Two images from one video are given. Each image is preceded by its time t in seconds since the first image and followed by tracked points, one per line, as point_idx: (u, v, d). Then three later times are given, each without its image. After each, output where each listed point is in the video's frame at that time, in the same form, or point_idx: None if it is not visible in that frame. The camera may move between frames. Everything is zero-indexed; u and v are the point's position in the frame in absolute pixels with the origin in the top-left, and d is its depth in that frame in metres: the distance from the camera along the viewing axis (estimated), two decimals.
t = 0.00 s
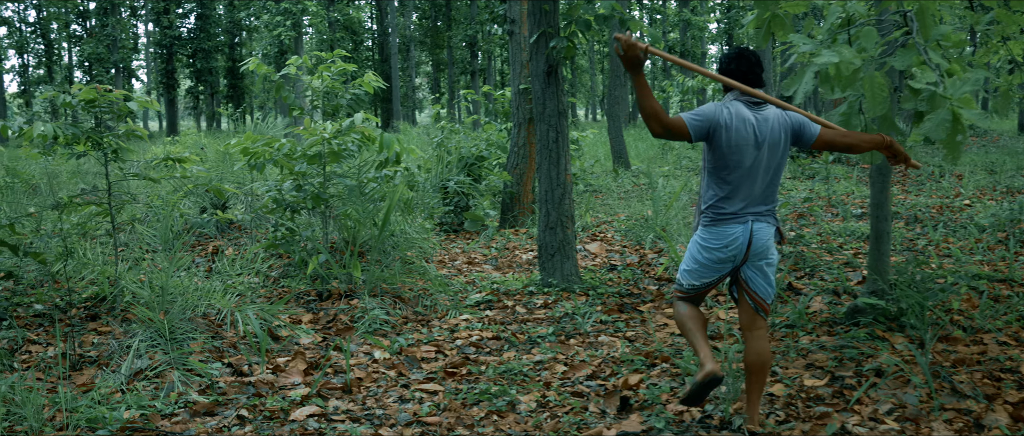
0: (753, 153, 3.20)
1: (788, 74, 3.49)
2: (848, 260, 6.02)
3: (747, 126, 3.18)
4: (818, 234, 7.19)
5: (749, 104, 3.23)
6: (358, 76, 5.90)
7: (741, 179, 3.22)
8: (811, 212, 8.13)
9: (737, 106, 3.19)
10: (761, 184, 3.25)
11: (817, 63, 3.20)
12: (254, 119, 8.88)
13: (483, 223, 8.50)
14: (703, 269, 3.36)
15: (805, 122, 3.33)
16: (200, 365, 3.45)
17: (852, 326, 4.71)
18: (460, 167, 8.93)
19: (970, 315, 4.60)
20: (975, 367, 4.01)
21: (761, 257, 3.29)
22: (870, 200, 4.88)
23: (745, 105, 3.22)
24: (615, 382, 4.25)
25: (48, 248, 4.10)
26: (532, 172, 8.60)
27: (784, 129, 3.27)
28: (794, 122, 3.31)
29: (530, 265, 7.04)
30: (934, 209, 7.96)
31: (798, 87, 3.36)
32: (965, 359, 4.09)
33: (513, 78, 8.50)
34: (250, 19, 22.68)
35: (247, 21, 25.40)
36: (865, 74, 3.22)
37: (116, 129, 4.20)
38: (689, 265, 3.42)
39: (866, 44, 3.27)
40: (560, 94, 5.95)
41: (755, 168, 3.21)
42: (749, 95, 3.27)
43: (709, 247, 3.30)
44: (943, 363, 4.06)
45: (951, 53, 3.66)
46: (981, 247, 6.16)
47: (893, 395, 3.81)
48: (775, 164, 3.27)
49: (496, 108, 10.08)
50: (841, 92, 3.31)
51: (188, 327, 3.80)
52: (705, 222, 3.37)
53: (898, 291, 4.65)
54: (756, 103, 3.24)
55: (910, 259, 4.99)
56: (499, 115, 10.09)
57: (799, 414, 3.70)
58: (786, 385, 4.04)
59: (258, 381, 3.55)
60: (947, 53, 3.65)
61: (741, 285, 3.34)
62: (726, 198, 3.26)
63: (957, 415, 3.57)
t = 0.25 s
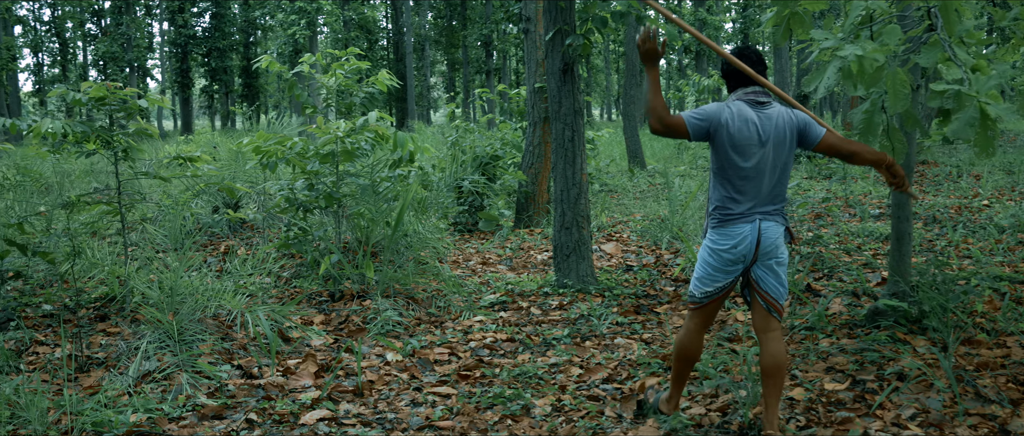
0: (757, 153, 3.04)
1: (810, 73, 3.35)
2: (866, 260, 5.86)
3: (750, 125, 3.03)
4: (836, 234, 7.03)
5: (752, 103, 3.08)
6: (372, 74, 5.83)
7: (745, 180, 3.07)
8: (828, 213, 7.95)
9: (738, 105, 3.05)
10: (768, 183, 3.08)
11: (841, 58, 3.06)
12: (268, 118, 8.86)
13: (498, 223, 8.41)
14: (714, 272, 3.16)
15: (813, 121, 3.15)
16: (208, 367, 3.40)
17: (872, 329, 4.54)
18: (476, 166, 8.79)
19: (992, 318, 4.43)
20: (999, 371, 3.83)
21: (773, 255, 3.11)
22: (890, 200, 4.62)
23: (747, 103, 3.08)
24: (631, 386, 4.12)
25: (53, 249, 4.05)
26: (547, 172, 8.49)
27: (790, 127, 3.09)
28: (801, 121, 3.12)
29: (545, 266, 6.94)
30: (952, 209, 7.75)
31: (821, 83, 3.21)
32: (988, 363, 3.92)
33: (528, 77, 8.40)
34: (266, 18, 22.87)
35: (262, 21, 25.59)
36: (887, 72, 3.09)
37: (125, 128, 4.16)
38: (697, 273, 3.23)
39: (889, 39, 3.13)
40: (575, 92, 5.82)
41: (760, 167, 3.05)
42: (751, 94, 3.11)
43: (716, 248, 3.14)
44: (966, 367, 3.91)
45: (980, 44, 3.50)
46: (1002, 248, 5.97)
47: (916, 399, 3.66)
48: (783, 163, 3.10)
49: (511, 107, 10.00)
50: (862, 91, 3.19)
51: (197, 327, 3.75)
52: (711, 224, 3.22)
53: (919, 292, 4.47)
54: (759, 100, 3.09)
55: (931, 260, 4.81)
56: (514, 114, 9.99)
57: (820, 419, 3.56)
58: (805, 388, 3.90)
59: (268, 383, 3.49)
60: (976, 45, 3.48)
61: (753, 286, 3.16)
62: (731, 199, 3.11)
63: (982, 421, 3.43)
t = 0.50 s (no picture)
0: (738, 157, 3.00)
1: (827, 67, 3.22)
2: (881, 261, 5.74)
3: (727, 131, 3.00)
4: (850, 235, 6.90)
5: (729, 108, 3.04)
6: (381, 72, 5.77)
7: (728, 185, 3.02)
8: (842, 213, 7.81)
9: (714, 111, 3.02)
10: (752, 185, 3.02)
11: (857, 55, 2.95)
12: (279, 118, 8.85)
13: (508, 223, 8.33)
14: (705, 279, 3.12)
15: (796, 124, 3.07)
16: (212, 370, 3.36)
17: (888, 331, 4.43)
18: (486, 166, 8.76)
19: (1012, 320, 4.30)
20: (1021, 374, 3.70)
21: (763, 257, 3.02)
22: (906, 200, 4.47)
23: (723, 108, 3.04)
24: (643, 389, 4.02)
25: (58, 249, 4.03)
26: (558, 171, 8.41)
27: (770, 130, 3.03)
28: (779, 124, 3.06)
29: (556, 266, 6.86)
30: (968, 209, 7.59)
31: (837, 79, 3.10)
32: (1007, 366, 3.80)
33: (539, 75, 8.32)
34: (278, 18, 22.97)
35: (274, 21, 25.71)
36: (906, 68, 2.96)
37: (131, 126, 4.16)
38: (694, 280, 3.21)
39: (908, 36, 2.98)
40: (587, 90, 5.73)
41: (742, 171, 3.00)
42: (728, 99, 3.05)
43: (704, 254, 3.09)
44: (984, 370, 3.80)
45: (1001, 38, 3.39)
46: (1019, 248, 5.82)
47: (933, 404, 3.54)
48: (767, 164, 3.03)
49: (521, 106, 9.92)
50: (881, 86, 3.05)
51: (201, 330, 3.72)
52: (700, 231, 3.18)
53: (936, 294, 4.35)
54: (736, 104, 3.05)
55: (949, 261, 4.69)
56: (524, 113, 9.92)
57: (836, 424, 3.45)
58: (820, 392, 3.79)
59: (272, 386, 3.44)
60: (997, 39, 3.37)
61: (746, 290, 3.09)
62: (715, 204, 3.07)
63: (1000, 425, 3.31)
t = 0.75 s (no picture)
0: (709, 155, 3.03)
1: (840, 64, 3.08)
2: (892, 262, 5.63)
3: (697, 130, 3.04)
4: (861, 235, 6.78)
5: (701, 107, 3.07)
6: (386, 70, 5.70)
7: (701, 184, 3.07)
8: (852, 213, 7.70)
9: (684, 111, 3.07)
10: (723, 185, 3.04)
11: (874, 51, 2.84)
12: (286, 117, 8.83)
13: (514, 223, 8.26)
14: (688, 277, 3.17)
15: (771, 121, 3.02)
16: (210, 373, 3.33)
17: (900, 333, 4.32)
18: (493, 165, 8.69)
19: None
20: None
21: (744, 257, 3.05)
22: (918, 200, 4.38)
23: (695, 108, 3.08)
24: (649, 393, 3.93)
25: (58, 249, 4.00)
26: (565, 171, 8.33)
27: (745, 126, 3.01)
28: (756, 121, 3.03)
29: (562, 267, 6.78)
30: (980, 209, 7.45)
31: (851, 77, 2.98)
32: (1022, 369, 3.70)
33: (546, 73, 8.24)
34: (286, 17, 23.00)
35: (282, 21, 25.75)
36: (920, 64, 2.85)
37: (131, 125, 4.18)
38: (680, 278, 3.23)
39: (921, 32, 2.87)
40: (594, 88, 5.64)
41: (714, 170, 3.03)
42: (701, 97, 3.07)
43: (683, 253, 3.17)
44: (999, 374, 3.70)
45: (1018, 33, 3.29)
46: None
47: (946, 408, 3.44)
48: (739, 163, 3.02)
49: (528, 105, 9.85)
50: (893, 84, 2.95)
51: (200, 331, 3.71)
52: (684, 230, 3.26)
53: (950, 295, 4.24)
54: (707, 104, 3.06)
55: (964, 263, 4.57)
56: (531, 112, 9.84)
57: (847, 430, 3.35)
58: (831, 396, 3.70)
59: (271, 389, 3.40)
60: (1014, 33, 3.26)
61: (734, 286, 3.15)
62: (689, 204, 3.15)
63: (1018, 431, 3.20)
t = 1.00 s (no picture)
0: (690, 158, 3.05)
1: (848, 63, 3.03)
2: (901, 265, 5.53)
3: (679, 132, 3.07)
4: (869, 238, 6.68)
5: (686, 109, 3.08)
6: (388, 71, 5.63)
7: (684, 186, 3.10)
8: (861, 215, 7.59)
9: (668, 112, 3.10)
10: (705, 189, 3.05)
11: (883, 49, 2.79)
12: (289, 118, 8.80)
13: (519, 225, 8.20)
14: (681, 281, 3.18)
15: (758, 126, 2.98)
16: (204, 379, 3.31)
17: (909, 340, 4.23)
18: (497, 166, 8.53)
19: None
20: None
21: (734, 260, 3.07)
22: (929, 202, 4.26)
23: (680, 110, 3.09)
24: (652, 401, 3.86)
25: (55, 252, 3.97)
26: (570, 172, 8.25)
27: (729, 131, 2.99)
28: (741, 124, 2.99)
29: (566, 270, 6.71)
30: (991, 211, 7.33)
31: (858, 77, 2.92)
32: None
33: (551, 74, 8.16)
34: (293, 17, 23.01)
35: (290, 21, 25.77)
36: (931, 64, 2.79)
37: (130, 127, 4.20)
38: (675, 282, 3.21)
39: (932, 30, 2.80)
40: (598, 89, 5.56)
41: (696, 173, 3.05)
42: (687, 99, 3.08)
43: (672, 255, 3.22)
44: (1011, 383, 3.61)
45: None
46: None
47: (958, 419, 3.35)
48: (723, 168, 3.02)
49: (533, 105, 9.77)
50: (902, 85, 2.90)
51: (197, 336, 3.71)
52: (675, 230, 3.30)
53: (961, 299, 4.14)
54: (693, 107, 3.05)
55: (975, 267, 4.46)
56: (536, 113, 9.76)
57: None
58: (839, 405, 3.61)
59: (267, 396, 3.36)
60: None
61: (726, 288, 3.16)
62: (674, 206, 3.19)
63: None
